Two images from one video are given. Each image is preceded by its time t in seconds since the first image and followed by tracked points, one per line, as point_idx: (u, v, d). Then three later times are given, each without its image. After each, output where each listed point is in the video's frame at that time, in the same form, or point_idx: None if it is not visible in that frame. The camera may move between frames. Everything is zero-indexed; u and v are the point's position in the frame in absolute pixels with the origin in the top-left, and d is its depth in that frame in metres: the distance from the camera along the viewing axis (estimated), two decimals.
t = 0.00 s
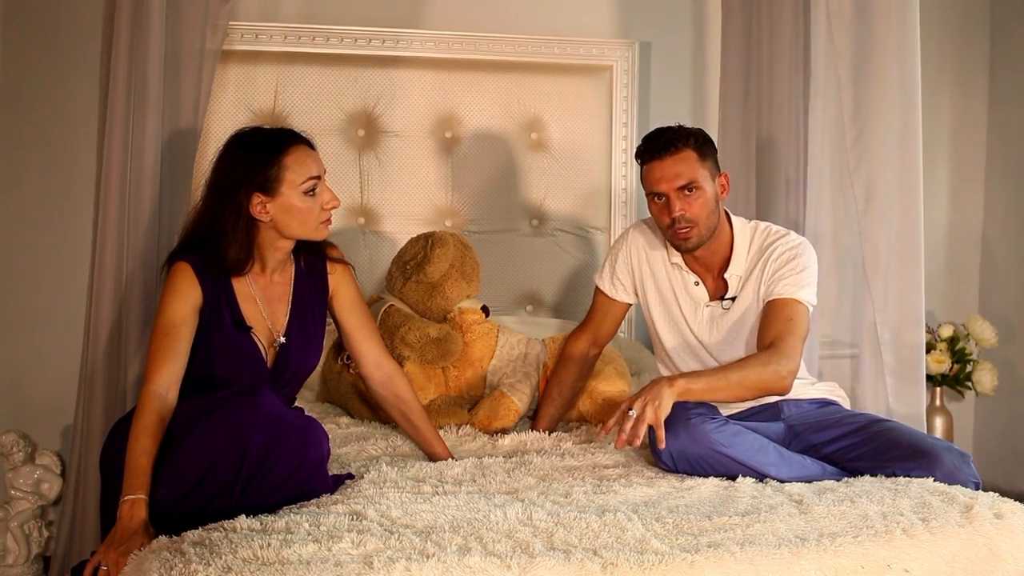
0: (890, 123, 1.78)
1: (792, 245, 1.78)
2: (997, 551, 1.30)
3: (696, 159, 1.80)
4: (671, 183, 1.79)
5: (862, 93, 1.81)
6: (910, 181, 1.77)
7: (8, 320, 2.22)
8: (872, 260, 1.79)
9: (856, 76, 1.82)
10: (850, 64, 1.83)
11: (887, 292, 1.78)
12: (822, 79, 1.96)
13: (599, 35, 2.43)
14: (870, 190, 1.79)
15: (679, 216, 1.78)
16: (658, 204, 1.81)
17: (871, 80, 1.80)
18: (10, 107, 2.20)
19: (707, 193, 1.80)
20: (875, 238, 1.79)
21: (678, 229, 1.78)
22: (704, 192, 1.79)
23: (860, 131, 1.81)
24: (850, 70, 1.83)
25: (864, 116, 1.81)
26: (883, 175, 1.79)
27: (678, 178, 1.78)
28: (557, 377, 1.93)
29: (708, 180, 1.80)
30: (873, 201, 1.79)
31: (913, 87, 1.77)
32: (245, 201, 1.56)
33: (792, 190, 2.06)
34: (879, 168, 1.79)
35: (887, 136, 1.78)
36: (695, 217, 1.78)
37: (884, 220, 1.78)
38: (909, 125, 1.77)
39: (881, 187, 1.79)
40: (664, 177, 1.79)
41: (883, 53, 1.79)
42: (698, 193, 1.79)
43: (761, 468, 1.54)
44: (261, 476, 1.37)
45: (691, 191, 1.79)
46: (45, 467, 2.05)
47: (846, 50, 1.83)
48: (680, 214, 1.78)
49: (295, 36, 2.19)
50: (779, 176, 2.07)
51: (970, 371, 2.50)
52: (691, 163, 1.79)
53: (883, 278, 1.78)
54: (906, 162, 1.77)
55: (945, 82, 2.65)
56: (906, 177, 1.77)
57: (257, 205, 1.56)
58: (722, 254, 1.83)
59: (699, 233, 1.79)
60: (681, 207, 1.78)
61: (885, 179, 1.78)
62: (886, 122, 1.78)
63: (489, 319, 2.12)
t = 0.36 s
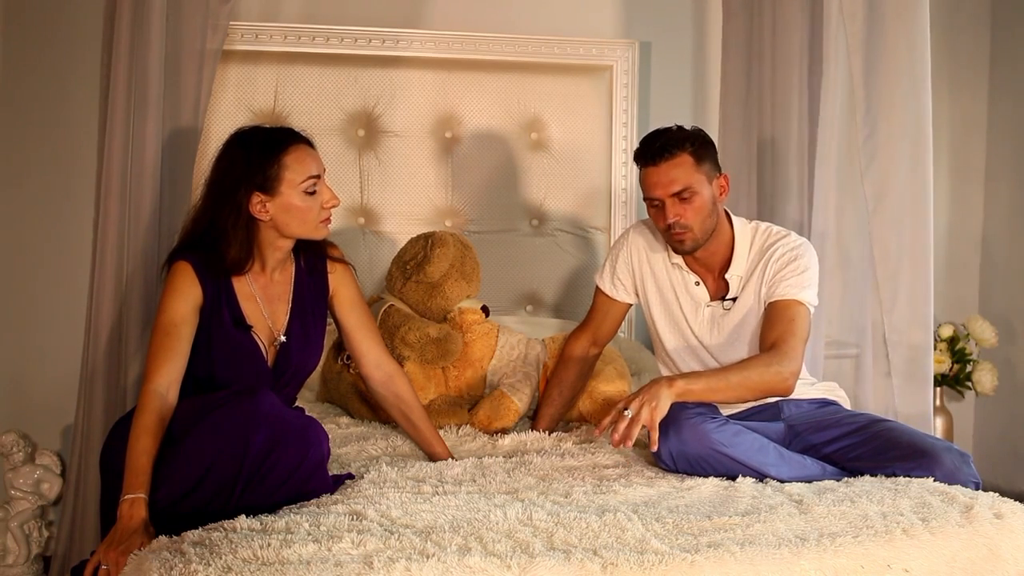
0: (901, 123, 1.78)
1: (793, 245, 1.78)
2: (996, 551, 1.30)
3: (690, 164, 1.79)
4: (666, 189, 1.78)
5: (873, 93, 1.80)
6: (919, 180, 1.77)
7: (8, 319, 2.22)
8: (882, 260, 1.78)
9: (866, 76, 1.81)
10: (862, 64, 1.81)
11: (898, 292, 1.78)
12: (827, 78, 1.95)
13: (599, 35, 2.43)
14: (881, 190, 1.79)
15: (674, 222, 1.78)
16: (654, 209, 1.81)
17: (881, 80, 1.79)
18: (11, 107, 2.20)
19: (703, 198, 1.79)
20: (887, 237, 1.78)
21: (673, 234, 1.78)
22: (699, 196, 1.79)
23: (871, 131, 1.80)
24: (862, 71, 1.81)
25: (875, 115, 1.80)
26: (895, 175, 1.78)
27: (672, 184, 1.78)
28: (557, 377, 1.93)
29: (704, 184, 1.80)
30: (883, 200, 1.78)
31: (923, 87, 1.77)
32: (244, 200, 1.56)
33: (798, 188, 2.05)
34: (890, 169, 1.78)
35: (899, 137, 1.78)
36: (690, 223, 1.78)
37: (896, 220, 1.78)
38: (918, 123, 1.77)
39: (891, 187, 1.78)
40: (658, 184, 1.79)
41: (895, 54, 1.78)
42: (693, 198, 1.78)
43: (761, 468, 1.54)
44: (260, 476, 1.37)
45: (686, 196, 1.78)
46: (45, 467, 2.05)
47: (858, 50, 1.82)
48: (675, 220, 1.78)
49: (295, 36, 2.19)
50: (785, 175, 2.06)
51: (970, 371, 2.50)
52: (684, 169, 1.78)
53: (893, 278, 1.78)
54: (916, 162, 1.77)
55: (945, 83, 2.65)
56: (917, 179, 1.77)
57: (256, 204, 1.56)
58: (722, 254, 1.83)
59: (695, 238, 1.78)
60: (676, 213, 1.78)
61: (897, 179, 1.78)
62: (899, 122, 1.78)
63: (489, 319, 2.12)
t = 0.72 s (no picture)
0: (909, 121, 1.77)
1: (793, 245, 1.78)
2: (996, 551, 1.30)
3: (686, 164, 1.81)
4: (657, 185, 1.82)
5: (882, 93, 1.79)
6: (925, 179, 1.77)
7: (8, 319, 2.22)
8: (890, 260, 1.77)
9: (875, 76, 1.80)
10: (870, 63, 1.80)
11: (903, 292, 1.77)
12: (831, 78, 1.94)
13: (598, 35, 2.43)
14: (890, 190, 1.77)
15: (658, 219, 1.81)
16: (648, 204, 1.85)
17: (890, 79, 1.78)
18: (11, 107, 2.20)
19: (694, 200, 1.80)
20: (897, 237, 1.77)
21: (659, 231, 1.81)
22: (688, 198, 1.80)
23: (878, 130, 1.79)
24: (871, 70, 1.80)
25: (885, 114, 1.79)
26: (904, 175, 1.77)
27: (663, 180, 1.81)
28: (557, 377, 1.93)
29: (697, 186, 1.80)
30: (892, 200, 1.77)
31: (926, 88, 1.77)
32: (244, 195, 1.56)
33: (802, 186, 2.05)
34: (898, 168, 1.77)
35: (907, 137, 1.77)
36: (675, 223, 1.79)
37: (904, 220, 1.76)
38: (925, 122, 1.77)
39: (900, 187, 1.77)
40: (651, 178, 1.83)
41: (904, 53, 1.77)
42: (682, 200, 1.80)
43: (761, 468, 1.54)
44: (261, 475, 1.37)
45: (675, 196, 1.80)
46: (45, 467, 2.05)
47: (868, 48, 1.81)
48: (660, 217, 1.81)
49: (295, 36, 2.19)
50: (789, 174, 2.05)
51: (970, 371, 2.50)
52: (677, 168, 1.80)
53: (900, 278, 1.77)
54: (921, 163, 1.77)
55: (945, 83, 2.65)
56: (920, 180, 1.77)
57: (256, 199, 1.56)
58: (718, 255, 1.83)
59: (678, 238, 1.79)
60: (663, 210, 1.81)
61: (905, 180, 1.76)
62: (908, 121, 1.77)
63: (489, 319, 2.12)
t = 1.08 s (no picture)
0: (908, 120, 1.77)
1: (796, 240, 1.78)
2: (996, 551, 1.30)
3: (689, 153, 1.82)
4: (662, 175, 1.83)
5: (881, 91, 1.80)
6: (925, 179, 1.77)
7: (8, 319, 2.22)
8: (890, 260, 1.77)
9: (875, 74, 1.80)
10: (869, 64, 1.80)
11: (902, 290, 1.77)
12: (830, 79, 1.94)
13: (598, 35, 2.43)
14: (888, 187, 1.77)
15: (664, 208, 1.81)
16: (653, 196, 1.85)
17: (890, 77, 1.79)
18: (11, 108, 2.20)
19: (699, 189, 1.80)
20: (895, 238, 1.76)
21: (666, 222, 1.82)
22: (694, 186, 1.80)
23: (877, 131, 1.79)
24: (871, 68, 1.81)
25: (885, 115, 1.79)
26: (902, 175, 1.77)
27: (668, 170, 1.82)
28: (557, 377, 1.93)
29: (701, 175, 1.81)
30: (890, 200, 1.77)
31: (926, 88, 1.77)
32: (245, 197, 1.56)
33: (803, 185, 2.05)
34: (897, 168, 1.77)
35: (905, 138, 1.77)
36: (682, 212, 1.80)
37: (903, 220, 1.76)
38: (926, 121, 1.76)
39: (899, 186, 1.77)
40: (656, 170, 1.84)
41: (902, 51, 1.78)
42: (687, 187, 1.80)
43: (761, 467, 1.54)
44: (260, 476, 1.37)
45: (680, 184, 1.81)
46: (45, 467, 2.05)
47: (866, 47, 1.81)
48: (666, 206, 1.81)
49: (295, 36, 2.19)
50: (790, 173, 2.05)
51: (970, 371, 2.50)
52: (681, 158, 1.82)
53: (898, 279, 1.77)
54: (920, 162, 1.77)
55: (945, 83, 2.65)
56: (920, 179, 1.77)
57: (258, 201, 1.56)
58: (725, 250, 1.83)
59: (686, 228, 1.80)
60: (669, 201, 1.81)
61: (903, 180, 1.76)
62: (907, 121, 1.77)
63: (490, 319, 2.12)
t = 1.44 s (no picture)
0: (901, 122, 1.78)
1: (796, 242, 1.78)
2: (996, 551, 1.30)
3: (687, 157, 1.81)
4: (661, 179, 1.82)
5: (874, 94, 1.80)
6: (921, 181, 1.77)
7: (8, 319, 2.22)
8: (886, 261, 1.77)
9: (867, 77, 1.81)
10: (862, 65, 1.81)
11: (898, 292, 1.77)
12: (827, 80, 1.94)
13: (598, 35, 2.43)
14: (883, 188, 1.78)
15: (664, 212, 1.81)
16: (653, 200, 1.85)
17: (883, 79, 1.79)
18: (11, 108, 2.20)
19: (698, 192, 1.80)
20: (891, 239, 1.77)
21: (666, 224, 1.81)
22: (693, 190, 1.80)
23: (872, 132, 1.80)
24: (863, 71, 1.81)
25: (880, 116, 1.79)
26: (898, 176, 1.77)
27: (666, 174, 1.81)
28: (557, 377, 1.93)
29: (700, 178, 1.81)
30: (885, 200, 1.77)
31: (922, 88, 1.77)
32: (243, 197, 1.56)
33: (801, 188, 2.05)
34: (892, 169, 1.77)
35: (900, 138, 1.77)
36: (682, 215, 1.79)
37: (898, 221, 1.77)
38: (920, 124, 1.76)
39: (894, 187, 1.77)
40: (655, 173, 1.83)
41: (899, 52, 1.78)
42: (686, 191, 1.80)
43: (761, 468, 1.54)
44: (260, 476, 1.37)
45: (680, 188, 1.80)
46: (46, 467, 2.06)
47: (859, 50, 1.82)
48: (665, 210, 1.81)
49: (296, 36, 2.19)
50: (788, 175, 2.05)
51: (970, 371, 2.50)
52: (680, 161, 1.81)
53: (895, 279, 1.77)
54: (916, 162, 1.77)
55: (945, 83, 2.65)
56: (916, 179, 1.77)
57: (255, 201, 1.56)
58: (724, 252, 1.84)
59: (686, 230, 1.79)
60: (668, 204, 1.81)
61: (899, 180, 1.77)
62: (902, 122, 1.77)
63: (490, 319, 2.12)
